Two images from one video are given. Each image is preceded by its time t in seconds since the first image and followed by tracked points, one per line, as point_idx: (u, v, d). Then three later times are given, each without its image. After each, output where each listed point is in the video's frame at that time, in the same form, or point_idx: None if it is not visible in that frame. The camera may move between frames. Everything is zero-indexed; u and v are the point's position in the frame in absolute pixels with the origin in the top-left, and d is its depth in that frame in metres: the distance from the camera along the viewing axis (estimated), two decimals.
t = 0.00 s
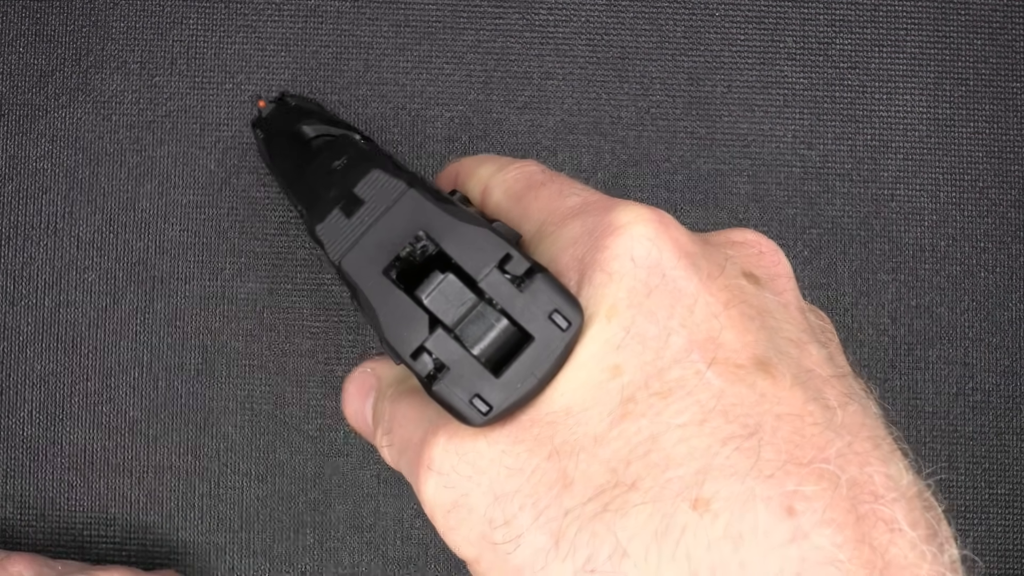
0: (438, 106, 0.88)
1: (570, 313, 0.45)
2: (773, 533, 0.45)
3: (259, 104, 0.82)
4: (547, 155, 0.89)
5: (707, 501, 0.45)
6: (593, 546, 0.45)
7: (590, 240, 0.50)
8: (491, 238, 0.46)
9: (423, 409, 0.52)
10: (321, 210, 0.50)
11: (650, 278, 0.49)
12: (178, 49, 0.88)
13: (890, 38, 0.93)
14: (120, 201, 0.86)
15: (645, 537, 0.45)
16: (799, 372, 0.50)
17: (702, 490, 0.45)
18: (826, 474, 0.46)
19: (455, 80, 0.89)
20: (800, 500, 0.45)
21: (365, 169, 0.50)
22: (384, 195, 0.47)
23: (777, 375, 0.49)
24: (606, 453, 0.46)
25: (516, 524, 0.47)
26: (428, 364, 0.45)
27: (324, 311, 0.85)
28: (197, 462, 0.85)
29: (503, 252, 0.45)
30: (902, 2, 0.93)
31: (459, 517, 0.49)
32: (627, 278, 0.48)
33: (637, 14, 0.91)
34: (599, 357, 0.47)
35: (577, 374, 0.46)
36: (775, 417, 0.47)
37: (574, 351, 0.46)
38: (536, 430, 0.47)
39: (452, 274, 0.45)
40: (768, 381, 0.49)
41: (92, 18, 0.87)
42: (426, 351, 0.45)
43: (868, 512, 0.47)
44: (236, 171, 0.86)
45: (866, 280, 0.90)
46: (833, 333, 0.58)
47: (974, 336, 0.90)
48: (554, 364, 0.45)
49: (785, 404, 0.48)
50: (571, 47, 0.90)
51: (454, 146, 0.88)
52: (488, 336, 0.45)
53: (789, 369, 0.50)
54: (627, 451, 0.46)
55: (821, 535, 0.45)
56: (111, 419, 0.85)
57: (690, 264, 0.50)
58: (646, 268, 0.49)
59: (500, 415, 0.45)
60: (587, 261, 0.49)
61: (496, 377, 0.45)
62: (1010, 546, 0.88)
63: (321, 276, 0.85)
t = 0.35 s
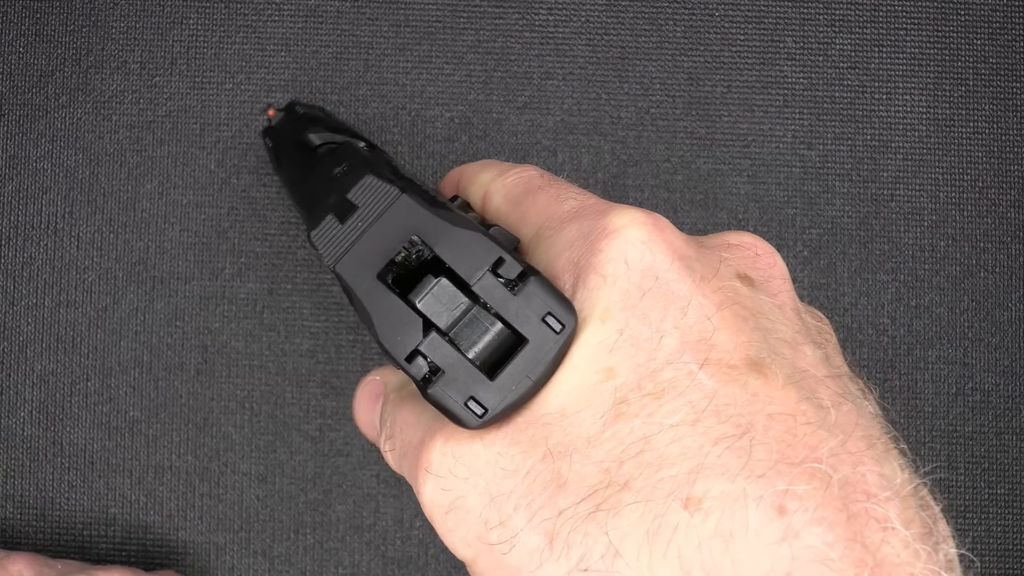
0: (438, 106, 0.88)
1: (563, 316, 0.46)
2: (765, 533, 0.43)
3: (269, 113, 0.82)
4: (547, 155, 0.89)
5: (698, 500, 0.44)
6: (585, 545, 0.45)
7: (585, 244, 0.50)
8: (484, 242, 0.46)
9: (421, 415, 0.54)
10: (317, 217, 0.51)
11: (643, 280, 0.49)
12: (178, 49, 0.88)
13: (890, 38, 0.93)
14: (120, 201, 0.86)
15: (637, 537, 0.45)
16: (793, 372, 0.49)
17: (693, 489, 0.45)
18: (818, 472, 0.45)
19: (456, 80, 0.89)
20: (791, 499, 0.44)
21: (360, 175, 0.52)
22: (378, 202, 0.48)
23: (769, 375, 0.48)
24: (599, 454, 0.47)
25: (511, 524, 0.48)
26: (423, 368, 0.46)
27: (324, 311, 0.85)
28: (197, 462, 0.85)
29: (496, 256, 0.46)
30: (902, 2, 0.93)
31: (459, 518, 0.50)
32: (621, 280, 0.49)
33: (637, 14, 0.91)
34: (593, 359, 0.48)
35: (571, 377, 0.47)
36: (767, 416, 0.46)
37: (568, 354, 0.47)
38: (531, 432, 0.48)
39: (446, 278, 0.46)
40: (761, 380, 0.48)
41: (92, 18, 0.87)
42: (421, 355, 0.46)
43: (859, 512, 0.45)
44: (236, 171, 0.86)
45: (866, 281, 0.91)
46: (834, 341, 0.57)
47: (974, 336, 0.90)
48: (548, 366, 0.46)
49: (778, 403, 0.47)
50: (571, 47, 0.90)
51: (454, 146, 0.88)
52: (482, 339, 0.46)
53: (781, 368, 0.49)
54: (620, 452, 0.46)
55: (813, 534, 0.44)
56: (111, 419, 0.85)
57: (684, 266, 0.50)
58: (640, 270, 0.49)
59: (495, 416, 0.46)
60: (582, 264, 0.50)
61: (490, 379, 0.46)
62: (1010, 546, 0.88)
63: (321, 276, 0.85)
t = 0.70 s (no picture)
0: (438, 106, 0.88)
1: (574, 338, 0.46)
2: (768, 571, 0.44)
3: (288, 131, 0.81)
4: (547, 155, 0.89)
5: (703, 534, 0.45)
6: (584, 570, 0.45)
7: (598, 276, 0.52)
8: (509, 249, 0.47)
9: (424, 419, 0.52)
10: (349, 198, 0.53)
11: (656, 316, 0.51)
12: (178, 49, 0.88)
13: (890, 38, 0.93)
14: (120, 201, 0.86)
15: (639, 566, 0.45)
16: (796, 424, 0.51)
17: (699, 523, 0.45)
18: (821, 519, 0.47)
19: (456, 80, 0.89)
20: (796, 540, 0.45)
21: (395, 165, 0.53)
22: (412, 188, 0.50)
23: (775, 423, 0.50)
24: (604, 482, 0.47)
25: (502, 542, 0.47)
26: (426, 365, 0.46)
27: (324, 311, 0.85)
28: (198, 462, 0.85)
29: (517, 265, 0.47)
30: (902, 1, 0.93)
31: (442, 529, 0.48)
32: (635, 314, 0.50)
33: (637, 13, 0.91)
34: (601, 386, 0.48)
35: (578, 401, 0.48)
36: (773, 460, 0.48)
37: (575, 375, 0.48)
38: (534, 454, 0.48)
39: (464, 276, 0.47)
40: (767, 427, 0.50)
41: (92, 18, 0.87)
42: (426, 351, 0.46)
43: (860, 560, 0.46)
44: (236, 171, 0.86)
45: (866, 281, 0.91)
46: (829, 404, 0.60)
47: (974, 336, 0.90)
48: (550, 385, 0.46)
49: (782, 449, 0.49)
50: (571, 47, 0.90)
51: (454, 145, 0.88)
52: (489, 349, 0.46)
53: (785, 418, 0.51)
54: (625, 481, 0.47)
55: None
56: (111, 419, 0.85)
57: (697, 309, 0.52)
58: (655, 308, 0.51)
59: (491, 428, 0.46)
60: (593, 295, 0.51)
61: (492, 389, 0.46)
62: (1010, 546, 0.88)
63: (321, 276, 0.85)
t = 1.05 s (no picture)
0: (438, 106, 0.88)
1: (562, 345, 0.48)
2: None
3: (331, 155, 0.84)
4: (547, 155, 0.89)
5: (699, 562, 0.45)
6: None
7: (597, 296, 0.55)
8: (510, 245, 0.49)
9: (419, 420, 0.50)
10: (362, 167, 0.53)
11: (656, 343, 0.53)
12: (178, 49, 0.88)
13: (890, 39, 0.93)
14: (121, 201, 0.86)
15: None
16: (795, 464, 0.53)
17: (694, 550, 0.45)
18: (821, 558, 0.47)
19: (456, 80, 0.89)
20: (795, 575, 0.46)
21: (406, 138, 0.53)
22: (422, 165, 0.50)
23: (773, 459, 0.52)
24: (598, 502, 0.47)
25: (487, 554, 0.46)
26: (406, 345, 0.47)
27: (324, 311, 0.85)
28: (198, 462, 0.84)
29: (515, 260, 0.48)
30: (902, 2, 0.93)
31: (422, 536, 0.46)
32: (634, 338, 0.53)
33: (637, 14, 0.91)
34: (597, 408, 0.50)
35: (574, 415, 0.49)
36: (772, 495, 0.49)
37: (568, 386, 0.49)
38: (528, 467, 0.48)
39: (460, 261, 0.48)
40: (765, 462, 0.51)
41: (92, 18, 0.87)
42: (410, 332, 0.47)
43: None
44: (236, 171, 0.86)
45: (866, 281, 0.90)
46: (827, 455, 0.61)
47: (974, 336, 0.90)
48: (530, 392, 0.47)
49: (780, 485, 0.50)
50: (571, 47, 0.90)
51: (454, 145, 0.88)
52: (475, 343, 0.47)
53: (784, 458, 0.52)
54: (620, 502, 0.47)
55: None
56: (111, 419, 0.84)
57: (696, 342, 0.55)
58: (655, 337, 0.53)
59: (464, 422, 0.47)
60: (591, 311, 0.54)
61: (470, 384, 0.47)
62: (1010, 546, 0.88)
63: (321, 276, 0.85)
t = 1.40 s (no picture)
0: (438, 106, 0.88)
1: (559, 337, 0.48)
2: None
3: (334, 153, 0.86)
4: (547, 155, 0.89)
5: (690, 552, 0.44)
6: None
7: (595, 289, 0.56)
8: (509, 236, 0.49)
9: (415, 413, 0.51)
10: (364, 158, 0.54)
11: (654, 337, 0.53)
12: (178, 49, 0.88)
13: (890, 38, 0.93)
14: (121, 201, 0.86)
15: None
16: (789, 461, 0.52)
17: (686, 540, 0.45)
18: (815, 553, 0.45)
19: (455, 81, 0.89)
20: (787, 568, 0.44)
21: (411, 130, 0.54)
22: (424, 153, 0.51)
23: (768, 455, 0.51)
24: (591, 491, 0.47)
25: (480, 540, 0.47)
26: (403, 332, 0.47)
27: (325, 311, 0.85)
28: (198, 462, 0.84)
29: (515, 250, 0.49)
30: (902, 2, 0.93)
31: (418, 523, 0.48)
32: (631, 331, 0.53)
33: (637, 14, 0.91)
34: (594, 399, 0.50)
35: (569, 404, 0.50)
36: (766, 490, 0.48)
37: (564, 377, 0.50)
38: (522, 456, 0.49)
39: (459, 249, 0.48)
40: (761, 457, 0.50)
41: (92, 18, 0.87)
42: (407, 318, 0.48)
43: None
44: (236, 171, 0.86)
45: (866, 281, 0.90)
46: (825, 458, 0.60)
47: (974, 336, 0.90)
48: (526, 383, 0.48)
49: (775, 481, 0.49)
50: (571, 47, 0.90)
51: (454, 145, 0.88)
52: (472, 333, 0.48)
53: (778, 454, 0.52)
54: (613, 492, 0.47)
55: None
56: (111, 419, 0.84)
57: (694, 336, 0.55)
58: (653, 330, 0.53)
59: (459, 410, 0.47)
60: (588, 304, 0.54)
61: (466, 373, 0.47)
62: (1010, 546, 0.88)
63: (321, 276, 0.85)
